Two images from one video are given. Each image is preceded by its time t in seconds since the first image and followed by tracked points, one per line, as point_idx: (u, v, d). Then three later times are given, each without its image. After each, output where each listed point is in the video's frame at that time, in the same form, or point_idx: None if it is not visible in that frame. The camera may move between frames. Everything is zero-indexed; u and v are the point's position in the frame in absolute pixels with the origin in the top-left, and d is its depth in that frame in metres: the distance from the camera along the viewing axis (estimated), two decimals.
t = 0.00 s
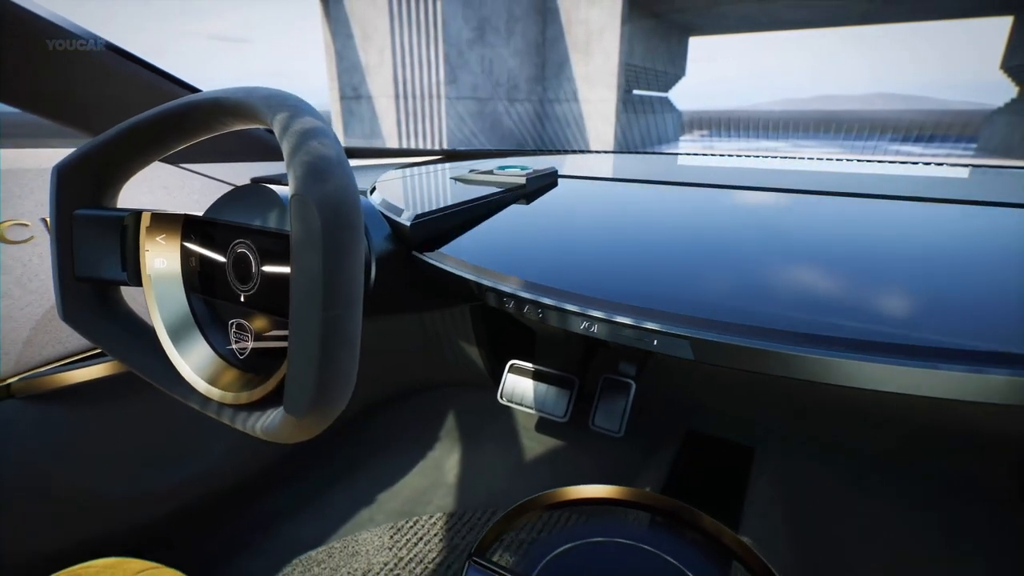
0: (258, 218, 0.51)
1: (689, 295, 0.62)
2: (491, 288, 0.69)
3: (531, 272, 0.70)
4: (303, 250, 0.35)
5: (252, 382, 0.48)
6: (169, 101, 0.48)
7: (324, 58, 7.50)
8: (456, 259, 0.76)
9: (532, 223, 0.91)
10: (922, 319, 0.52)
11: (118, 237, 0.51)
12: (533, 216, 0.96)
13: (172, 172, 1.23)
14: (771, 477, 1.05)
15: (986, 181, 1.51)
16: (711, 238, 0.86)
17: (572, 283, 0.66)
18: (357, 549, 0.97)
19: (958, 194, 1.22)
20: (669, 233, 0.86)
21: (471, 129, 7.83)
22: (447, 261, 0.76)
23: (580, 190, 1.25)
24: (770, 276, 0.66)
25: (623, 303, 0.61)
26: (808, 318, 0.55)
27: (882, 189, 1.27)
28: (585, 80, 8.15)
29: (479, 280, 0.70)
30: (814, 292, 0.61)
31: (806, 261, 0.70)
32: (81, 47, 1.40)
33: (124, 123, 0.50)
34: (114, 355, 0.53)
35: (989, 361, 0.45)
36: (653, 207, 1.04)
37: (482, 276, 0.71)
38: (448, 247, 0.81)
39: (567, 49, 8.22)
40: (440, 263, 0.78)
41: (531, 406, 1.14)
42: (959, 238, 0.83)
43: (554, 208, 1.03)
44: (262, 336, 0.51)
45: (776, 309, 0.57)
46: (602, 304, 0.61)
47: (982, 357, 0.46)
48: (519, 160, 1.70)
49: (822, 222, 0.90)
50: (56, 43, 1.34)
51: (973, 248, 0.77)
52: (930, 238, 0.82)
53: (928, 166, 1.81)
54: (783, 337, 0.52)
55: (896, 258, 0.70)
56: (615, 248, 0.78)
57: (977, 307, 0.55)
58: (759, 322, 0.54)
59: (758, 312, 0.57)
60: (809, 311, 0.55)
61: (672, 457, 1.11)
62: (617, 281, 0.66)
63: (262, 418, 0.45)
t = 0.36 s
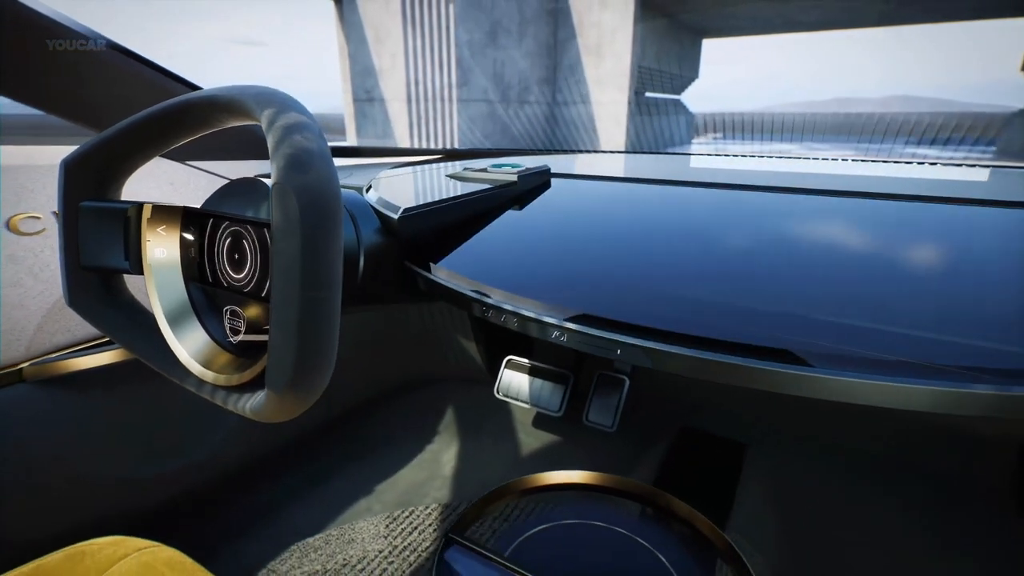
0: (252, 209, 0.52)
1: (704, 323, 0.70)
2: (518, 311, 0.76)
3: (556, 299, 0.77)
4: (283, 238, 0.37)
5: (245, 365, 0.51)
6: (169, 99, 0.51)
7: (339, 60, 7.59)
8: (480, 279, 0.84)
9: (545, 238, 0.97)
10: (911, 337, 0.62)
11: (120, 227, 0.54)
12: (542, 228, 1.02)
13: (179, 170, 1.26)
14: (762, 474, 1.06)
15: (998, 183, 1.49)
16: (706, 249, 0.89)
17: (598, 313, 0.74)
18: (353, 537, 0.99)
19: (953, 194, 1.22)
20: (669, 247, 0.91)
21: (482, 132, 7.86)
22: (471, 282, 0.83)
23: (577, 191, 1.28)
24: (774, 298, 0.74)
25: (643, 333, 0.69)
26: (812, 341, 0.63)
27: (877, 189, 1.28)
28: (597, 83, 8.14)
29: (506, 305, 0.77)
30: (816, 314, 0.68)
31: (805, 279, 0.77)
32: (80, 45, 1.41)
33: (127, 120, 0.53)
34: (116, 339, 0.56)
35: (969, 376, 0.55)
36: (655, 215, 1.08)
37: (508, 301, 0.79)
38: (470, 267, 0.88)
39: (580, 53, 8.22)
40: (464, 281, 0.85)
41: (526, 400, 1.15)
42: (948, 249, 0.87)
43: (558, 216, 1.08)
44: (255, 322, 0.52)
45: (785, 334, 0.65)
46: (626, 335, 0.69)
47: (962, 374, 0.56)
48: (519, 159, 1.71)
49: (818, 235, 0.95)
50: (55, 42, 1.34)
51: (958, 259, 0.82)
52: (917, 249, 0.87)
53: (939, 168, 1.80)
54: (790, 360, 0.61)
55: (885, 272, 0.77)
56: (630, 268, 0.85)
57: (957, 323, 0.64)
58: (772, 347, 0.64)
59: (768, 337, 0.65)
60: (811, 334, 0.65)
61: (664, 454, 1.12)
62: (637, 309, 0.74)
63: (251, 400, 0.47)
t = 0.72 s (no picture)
0: (246, 201, 0.55)
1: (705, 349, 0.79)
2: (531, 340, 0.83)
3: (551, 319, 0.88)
4: (266, 223, 0.40)
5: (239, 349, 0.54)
6: (169, 97, 0.54)
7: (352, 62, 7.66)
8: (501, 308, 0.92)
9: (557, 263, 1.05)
10: (876, 360, 0.73)
11: (124, 218, 0.58)
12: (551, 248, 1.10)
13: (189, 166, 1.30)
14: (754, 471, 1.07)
15: (1008, 178, 1.47)
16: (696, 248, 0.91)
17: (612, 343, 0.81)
18: (350, 524, 1.02)
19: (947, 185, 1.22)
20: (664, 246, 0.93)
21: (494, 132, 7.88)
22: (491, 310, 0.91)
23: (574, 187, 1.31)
24: (767, 326, 0.83)
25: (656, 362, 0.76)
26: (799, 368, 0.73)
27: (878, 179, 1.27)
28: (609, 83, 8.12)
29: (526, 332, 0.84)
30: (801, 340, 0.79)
31: (790, 303, 0.87)
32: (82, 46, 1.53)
33: (130, 117, 0.56)
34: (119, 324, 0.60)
35: (924, 392, 0.66)
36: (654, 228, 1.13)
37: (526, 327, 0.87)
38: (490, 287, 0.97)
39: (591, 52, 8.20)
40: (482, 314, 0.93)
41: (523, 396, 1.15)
42: (937, 254, 0.90)
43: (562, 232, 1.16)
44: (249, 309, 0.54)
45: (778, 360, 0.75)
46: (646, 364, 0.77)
47: (921, 391, 0.66)
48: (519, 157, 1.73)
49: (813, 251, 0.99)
50: (53, 42, 1.44)
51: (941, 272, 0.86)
52: (892, 258, 0.92)
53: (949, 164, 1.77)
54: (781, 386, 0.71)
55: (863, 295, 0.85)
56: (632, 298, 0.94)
57: (920, 347, 0.74)
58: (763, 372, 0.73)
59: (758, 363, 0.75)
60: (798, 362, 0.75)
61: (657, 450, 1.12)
62: (640, 334, 0.84)
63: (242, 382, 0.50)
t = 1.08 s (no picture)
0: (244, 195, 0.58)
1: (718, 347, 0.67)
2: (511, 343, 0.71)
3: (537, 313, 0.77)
4: (254, 213, 0.42)
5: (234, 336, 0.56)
6: (172, 96, 0.57)
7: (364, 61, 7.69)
8: (486, 300, 0.81)
9: (557, 251, 0.93)
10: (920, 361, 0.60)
11: (129, 211, 0.60)
12: (554, 233, 1.00)
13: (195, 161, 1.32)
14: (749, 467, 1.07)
15: None
16: (689, 244, 0.91)
17: (600, 340, 0.70)
18: (348, 513, 1.04)
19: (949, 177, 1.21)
20: (659, 241, 0.93)
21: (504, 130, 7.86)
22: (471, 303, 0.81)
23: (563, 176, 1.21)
24: (797, 318, 0.70)
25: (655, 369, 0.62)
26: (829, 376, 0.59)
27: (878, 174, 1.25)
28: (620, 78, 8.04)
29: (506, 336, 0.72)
30: (834, 334, 0.66)
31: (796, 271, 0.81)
32: (81, 45, 1.24)
33: (135, 115, 0.59)
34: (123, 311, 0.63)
35: (967, 402, 0.54)
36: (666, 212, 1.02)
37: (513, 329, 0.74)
38: (482, 272, 0.89)
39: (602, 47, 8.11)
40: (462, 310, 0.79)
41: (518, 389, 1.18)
42: (948, 225, 0.86)
43: (568, 218, 1.05)
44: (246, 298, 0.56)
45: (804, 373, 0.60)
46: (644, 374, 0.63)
47: (975, 400, 0.53)
48: (520, 154, 1.74)
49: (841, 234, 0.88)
50: (55, 43, 1.18)
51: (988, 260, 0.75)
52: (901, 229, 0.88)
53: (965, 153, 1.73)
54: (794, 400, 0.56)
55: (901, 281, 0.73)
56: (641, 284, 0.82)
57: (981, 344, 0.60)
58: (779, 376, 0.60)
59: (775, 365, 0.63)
60: (827, 361, 0.63)
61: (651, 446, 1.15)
62: (640, 327, 0.72)
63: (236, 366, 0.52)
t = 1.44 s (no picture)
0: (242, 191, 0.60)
1: (705, 346, 0.68)
2: (497, 348, 0.73)
3: (529, 309, 0.80)
4: (245, 205, 0.45)
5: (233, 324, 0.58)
6: (175, 96, 0.60)
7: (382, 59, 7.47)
8: (482, 297, 0.84)
9: (553, 250, 0.95)
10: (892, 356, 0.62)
11: (137, 205, 0.64)
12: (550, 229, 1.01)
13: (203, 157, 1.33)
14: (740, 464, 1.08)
15: None
16: (678, 241, 0.92)
17: (590, 345, 0.70)
18: (346, 502, 1.07)
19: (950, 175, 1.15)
20: (649, 239, 0.95)
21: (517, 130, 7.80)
22: (465, 299, 0.83)
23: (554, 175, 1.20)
24: (782, 316, 0.71)
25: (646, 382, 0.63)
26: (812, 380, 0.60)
27: (874, 169, 1.24)
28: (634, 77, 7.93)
29: (497, 343, 0.74)
30: (813, 331, 0.68)
31: (786, 264, 0.82)
32: (83, 46, 1.15)
33: (141, 114, 0.62)
34: (130, 301, 0.66)
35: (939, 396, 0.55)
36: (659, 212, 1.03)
37: (500, 333, 0.75)
38: (476, 268, 0.91)
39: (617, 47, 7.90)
40: (457, 311, 0.81)
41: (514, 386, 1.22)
42: (940, 223, 0.86)
43: (565, 214, 1.06)
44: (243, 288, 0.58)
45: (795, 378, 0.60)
46: (638, 384, 0.63)
47: (940, 401, 0.56)
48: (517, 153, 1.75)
49: (830, 232, 0.89)
50: (56, 42, 1.10)
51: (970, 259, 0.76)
52: (894, 228, 0.88)
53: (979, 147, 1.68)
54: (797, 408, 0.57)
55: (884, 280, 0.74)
56: (633, 282, 0.83)
57: (949, 342, 0.63)
58: (765, 379, 0.62)
59: (760, 365, 0.64)
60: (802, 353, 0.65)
61: (643, 443, 1.16)
62: (626, 320, 0.75)
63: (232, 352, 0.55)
